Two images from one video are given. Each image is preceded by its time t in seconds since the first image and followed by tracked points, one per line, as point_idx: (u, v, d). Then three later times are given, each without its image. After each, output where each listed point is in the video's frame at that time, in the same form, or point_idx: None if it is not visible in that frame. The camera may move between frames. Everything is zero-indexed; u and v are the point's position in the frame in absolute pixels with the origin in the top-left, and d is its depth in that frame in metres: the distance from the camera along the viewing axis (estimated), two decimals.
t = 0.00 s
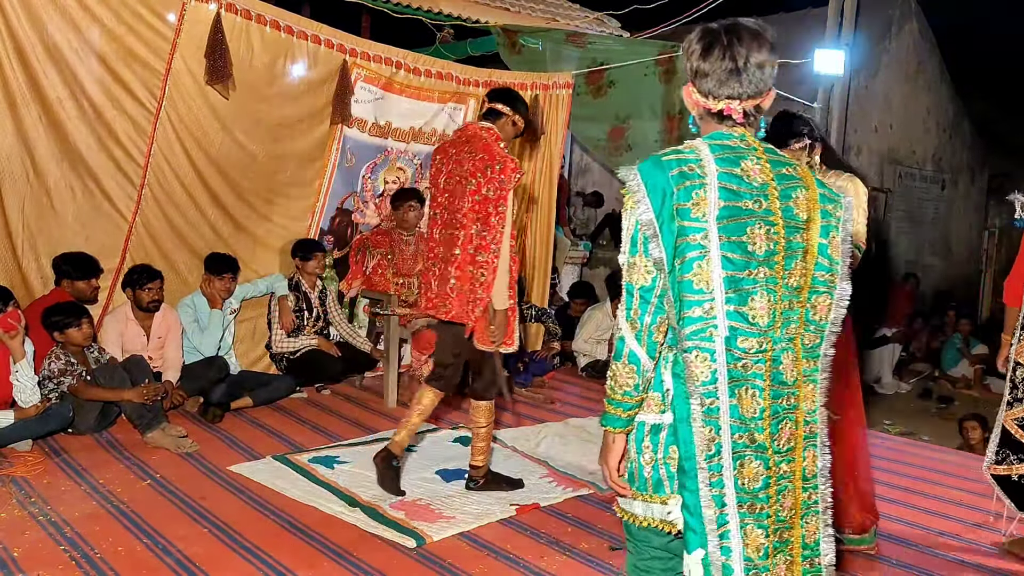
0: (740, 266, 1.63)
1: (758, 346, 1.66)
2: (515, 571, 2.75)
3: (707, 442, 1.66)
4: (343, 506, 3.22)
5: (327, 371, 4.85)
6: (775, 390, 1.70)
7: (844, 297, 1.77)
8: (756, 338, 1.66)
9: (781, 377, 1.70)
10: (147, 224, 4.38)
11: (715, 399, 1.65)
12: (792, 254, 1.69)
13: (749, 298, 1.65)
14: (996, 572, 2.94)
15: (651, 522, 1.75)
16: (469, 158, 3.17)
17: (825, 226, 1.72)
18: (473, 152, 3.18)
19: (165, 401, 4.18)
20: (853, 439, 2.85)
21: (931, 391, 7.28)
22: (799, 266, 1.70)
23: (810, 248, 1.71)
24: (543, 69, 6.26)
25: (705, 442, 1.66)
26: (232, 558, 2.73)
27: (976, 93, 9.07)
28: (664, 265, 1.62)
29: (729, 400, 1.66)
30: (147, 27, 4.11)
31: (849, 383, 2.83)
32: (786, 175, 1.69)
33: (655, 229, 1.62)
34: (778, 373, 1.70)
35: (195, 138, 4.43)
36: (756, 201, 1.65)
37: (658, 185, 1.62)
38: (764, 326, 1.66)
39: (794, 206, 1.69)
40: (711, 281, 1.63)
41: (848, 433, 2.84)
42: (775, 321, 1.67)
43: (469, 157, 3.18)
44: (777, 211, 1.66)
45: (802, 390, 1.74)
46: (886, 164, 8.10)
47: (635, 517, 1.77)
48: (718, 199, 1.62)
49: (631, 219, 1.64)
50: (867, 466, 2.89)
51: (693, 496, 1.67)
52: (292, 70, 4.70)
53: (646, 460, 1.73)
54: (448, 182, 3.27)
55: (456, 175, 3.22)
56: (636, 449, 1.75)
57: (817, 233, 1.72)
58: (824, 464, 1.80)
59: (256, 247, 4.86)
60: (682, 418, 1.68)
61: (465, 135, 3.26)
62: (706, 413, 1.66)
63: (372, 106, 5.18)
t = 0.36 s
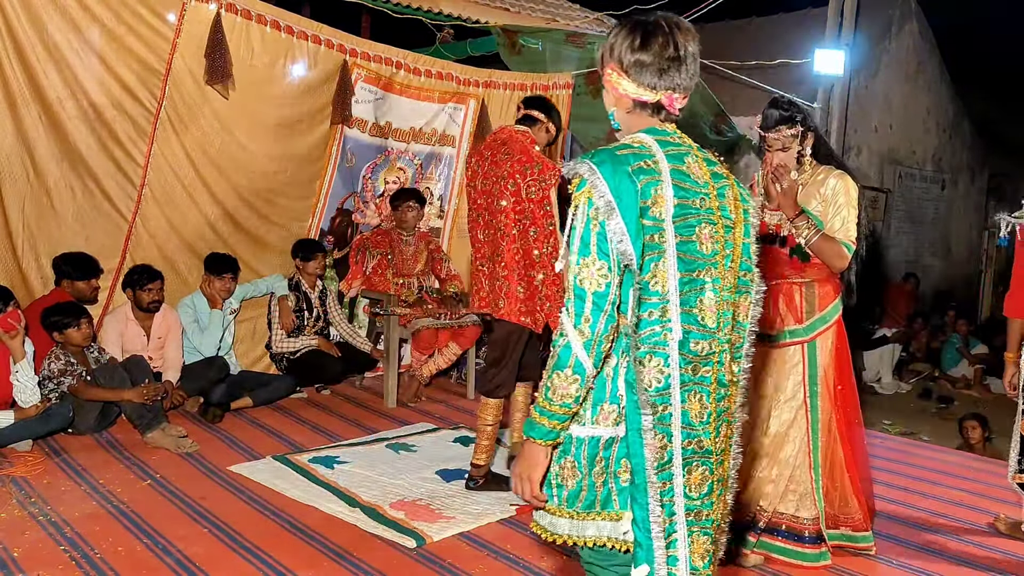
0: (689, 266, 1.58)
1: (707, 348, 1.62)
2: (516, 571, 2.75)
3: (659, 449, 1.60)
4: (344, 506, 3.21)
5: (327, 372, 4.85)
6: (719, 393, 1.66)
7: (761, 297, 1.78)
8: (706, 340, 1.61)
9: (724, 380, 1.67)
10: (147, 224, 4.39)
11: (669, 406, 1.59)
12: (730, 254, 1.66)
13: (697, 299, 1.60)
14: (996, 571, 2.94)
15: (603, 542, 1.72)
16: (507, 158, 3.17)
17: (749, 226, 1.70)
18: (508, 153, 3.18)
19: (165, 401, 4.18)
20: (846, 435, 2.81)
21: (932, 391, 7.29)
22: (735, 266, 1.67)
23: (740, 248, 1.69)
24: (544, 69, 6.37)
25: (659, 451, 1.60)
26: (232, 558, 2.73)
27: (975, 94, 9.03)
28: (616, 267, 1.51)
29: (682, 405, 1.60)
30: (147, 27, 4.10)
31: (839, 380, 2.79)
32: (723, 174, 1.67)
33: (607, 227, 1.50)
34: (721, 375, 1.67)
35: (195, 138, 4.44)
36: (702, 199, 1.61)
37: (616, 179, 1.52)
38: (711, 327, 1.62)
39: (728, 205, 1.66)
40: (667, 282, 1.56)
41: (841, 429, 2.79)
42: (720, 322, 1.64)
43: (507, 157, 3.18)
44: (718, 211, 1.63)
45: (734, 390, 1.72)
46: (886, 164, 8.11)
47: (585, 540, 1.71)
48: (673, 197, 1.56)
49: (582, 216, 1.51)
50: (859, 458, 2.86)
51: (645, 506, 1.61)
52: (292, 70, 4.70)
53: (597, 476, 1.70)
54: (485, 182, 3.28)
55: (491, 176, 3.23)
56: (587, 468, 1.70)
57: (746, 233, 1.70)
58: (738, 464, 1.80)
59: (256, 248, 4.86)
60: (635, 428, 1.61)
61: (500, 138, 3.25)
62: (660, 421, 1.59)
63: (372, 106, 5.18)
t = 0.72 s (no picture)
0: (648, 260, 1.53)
1: (671, 342, 1.58)
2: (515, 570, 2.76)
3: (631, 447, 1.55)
4: (344, 506, 3.21)
5: (327, 372, 4.85)
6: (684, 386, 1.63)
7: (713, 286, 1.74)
8: (669, 333, 1.57)
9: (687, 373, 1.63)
10: (147, 224, 4.38)
11: (639, 403, 1.55)
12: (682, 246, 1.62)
13: (658, 293, 1.55)
14: (995, 571, 2.94)
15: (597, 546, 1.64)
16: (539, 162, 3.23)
17: (698, 217, 1.67)
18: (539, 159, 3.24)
19: (165, 401, 4.17)
20: (842, 438, 2.75)
21: (932, 391, 7.30)
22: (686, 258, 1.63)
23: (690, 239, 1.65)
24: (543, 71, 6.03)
25: (631, 449, 1.55)
26: (231, 558, 2.73)
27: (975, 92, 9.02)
28: (573, 267, 1.45)
29: (651, 402, 1.56)
30: (148, 27, 4.10)
31: (834, 381, 2.73)
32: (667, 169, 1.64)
33: (563, 226, 1.45)
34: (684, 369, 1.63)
35: (195, 138, 4.43)
36: (650, 193, 1.56)
37: (569, 179, 1.47)
38: (673, 321, 1.58)
39: (676, 198, 1.62)
40: (627, 278, 1.51)
41: (837, 432, 2.73)
42: (680, 315, 1.59)
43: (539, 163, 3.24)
44: (667, 203, 1.59)
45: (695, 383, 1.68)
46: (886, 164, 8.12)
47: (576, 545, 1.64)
48: (626, 193, 1.52)
49: (537, 218, 1.45)
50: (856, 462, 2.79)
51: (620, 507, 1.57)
52: (292, 70, 4.70)
53: (585, 481, 1.61)
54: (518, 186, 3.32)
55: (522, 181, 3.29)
56: (573, 471, 1.61)
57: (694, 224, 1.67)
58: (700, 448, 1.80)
59: (256, 248, 4.86)
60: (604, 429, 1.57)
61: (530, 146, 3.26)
62: (630, 419, 1.55)
63: (373, 106, 5.18)
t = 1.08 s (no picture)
0: (567, 256, 1.71)
1: (591, 331, 1.75)
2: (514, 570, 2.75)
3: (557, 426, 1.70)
4: (344, 506, 3.21)
5: (327, 372, 4.85)
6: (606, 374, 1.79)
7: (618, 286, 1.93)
8: (589, 324, 1.74)
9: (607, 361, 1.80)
10: (147, 224, 4.38)
11: (564, 386, 1.70)
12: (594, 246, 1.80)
13: (577, 287, 1.72)
14: (996, 571, 2.93)
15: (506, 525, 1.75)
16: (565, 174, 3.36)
17: (603, 224, 1.87)
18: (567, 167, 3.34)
19: (165, 401, 4.17)
20: (838, 440, 2.71)
21: (932, 392, 7.30)
22: (596, 257, 1.82)
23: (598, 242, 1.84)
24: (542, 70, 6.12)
25: (558, 429, 1.70)
26: (231, 558, 2.73)
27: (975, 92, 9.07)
28: (504, 260, 1.62)
29: (577, 386, 1.71)
30: (147, 27, 4.10)
31: (829, 384, 2.69)
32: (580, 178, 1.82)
33: (493, 224, 1.61)
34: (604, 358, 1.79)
35: (195, 138, 4.42)
36: (567, 199, 1.74)
37: (498, 180, 1.63)
38: (592, 313, 1.75)
39: (586, 205, 1.81)
40: (549, 273, 1.68)
41: (834, 434, 2.69)
42: (596, 307, 1.77)
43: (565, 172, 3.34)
44: (580, 209, 1.77)
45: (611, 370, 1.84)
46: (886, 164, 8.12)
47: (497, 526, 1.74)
48: (546, 197, 1.69)
49: (469, 214, 1.61)
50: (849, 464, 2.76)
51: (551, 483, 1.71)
52: (292, 70, 4.69)
53: (495, 463, 1.73)
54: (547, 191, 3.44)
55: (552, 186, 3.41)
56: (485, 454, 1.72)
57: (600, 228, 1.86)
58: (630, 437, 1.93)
59: (255, 247, 4.86)
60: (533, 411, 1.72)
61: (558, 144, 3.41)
62: (556, 401, 1.70)
63: (372, 105, 5.18)
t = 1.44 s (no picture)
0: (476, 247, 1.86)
1: (490, 318, 1.91)
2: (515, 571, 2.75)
3: (441, 401, 1.85)
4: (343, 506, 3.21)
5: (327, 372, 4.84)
6: (496, 357, 1.94)
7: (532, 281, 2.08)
8: (489, 312, 1.90)
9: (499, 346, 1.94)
10: (147, 224, 4.38)
11: (454, 364, 1.85)
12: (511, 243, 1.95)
13: (484, 276, 1.88)
14: (996, 571, 2.93)
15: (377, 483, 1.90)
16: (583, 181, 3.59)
17: (528, 220, 2.01)
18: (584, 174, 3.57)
19: (165, 401, 4.17)
20: (831, 439, 2.67)
21: (932, 392, 7.30)
22: (514, 252, 1.97)
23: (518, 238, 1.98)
24: (543, 70, 6.15)
25: (439, 402, 1.85)
26: (231, 558, 2.73)
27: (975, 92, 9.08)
28: (420, 242, 1.76)
29: (465, 366, 1.87)
30: (147, 27, 4.09)
31: (822, 385, 2.64)
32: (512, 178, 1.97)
33: (411, 208, 1.75)
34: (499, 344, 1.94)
35: (194, 138, 4.42)
36: (490, 193, 1.89)
37: (418, 170, 1.77)
38: (494, 302, 1.91)
39: (513, 200, 1.96)
40: (459, 260, 1.84)
41: (827, 434, 2.65)
42: (499, 297, 1.92)
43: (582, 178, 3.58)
44: (503, 205, 1.92)
45: (508, 357, 1.99)
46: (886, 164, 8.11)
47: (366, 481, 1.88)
48: (468, 190, 1.84)
49: (390, 198, 1.74)
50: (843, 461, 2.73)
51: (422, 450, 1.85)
52: (292, 70, 4.67)
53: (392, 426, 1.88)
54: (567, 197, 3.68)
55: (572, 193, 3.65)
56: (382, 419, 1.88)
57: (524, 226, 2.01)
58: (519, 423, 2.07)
59: (255, 247, 4.86)
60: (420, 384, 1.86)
61: (582, 150, 3.63)
62: (446, 377, 1.85)
63: (372, 106, 5.17)
